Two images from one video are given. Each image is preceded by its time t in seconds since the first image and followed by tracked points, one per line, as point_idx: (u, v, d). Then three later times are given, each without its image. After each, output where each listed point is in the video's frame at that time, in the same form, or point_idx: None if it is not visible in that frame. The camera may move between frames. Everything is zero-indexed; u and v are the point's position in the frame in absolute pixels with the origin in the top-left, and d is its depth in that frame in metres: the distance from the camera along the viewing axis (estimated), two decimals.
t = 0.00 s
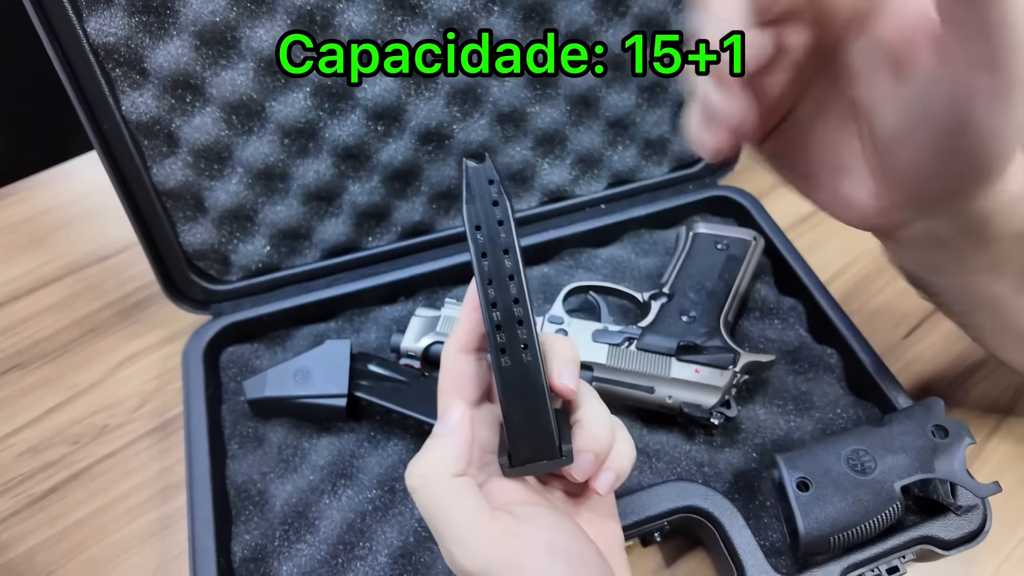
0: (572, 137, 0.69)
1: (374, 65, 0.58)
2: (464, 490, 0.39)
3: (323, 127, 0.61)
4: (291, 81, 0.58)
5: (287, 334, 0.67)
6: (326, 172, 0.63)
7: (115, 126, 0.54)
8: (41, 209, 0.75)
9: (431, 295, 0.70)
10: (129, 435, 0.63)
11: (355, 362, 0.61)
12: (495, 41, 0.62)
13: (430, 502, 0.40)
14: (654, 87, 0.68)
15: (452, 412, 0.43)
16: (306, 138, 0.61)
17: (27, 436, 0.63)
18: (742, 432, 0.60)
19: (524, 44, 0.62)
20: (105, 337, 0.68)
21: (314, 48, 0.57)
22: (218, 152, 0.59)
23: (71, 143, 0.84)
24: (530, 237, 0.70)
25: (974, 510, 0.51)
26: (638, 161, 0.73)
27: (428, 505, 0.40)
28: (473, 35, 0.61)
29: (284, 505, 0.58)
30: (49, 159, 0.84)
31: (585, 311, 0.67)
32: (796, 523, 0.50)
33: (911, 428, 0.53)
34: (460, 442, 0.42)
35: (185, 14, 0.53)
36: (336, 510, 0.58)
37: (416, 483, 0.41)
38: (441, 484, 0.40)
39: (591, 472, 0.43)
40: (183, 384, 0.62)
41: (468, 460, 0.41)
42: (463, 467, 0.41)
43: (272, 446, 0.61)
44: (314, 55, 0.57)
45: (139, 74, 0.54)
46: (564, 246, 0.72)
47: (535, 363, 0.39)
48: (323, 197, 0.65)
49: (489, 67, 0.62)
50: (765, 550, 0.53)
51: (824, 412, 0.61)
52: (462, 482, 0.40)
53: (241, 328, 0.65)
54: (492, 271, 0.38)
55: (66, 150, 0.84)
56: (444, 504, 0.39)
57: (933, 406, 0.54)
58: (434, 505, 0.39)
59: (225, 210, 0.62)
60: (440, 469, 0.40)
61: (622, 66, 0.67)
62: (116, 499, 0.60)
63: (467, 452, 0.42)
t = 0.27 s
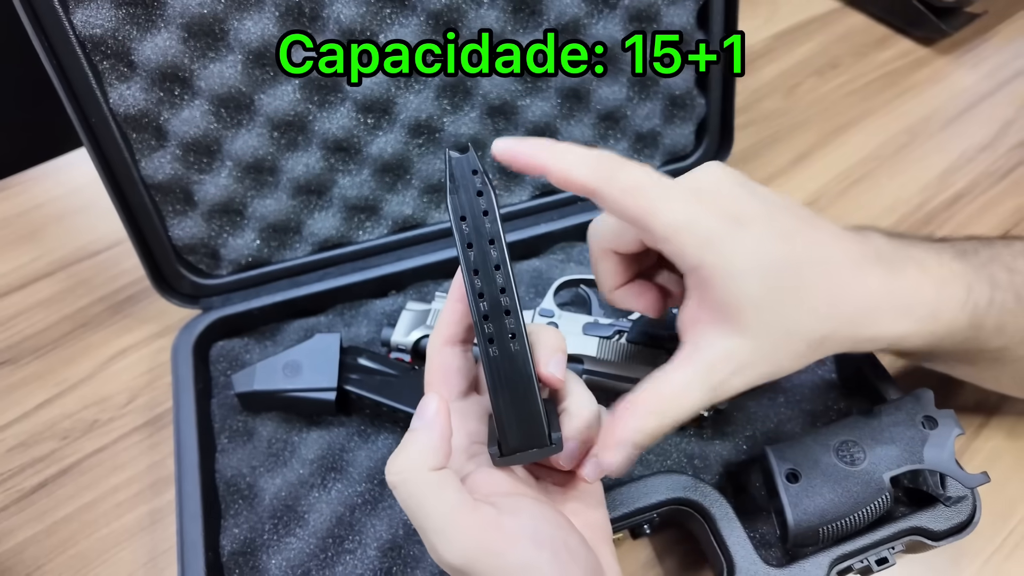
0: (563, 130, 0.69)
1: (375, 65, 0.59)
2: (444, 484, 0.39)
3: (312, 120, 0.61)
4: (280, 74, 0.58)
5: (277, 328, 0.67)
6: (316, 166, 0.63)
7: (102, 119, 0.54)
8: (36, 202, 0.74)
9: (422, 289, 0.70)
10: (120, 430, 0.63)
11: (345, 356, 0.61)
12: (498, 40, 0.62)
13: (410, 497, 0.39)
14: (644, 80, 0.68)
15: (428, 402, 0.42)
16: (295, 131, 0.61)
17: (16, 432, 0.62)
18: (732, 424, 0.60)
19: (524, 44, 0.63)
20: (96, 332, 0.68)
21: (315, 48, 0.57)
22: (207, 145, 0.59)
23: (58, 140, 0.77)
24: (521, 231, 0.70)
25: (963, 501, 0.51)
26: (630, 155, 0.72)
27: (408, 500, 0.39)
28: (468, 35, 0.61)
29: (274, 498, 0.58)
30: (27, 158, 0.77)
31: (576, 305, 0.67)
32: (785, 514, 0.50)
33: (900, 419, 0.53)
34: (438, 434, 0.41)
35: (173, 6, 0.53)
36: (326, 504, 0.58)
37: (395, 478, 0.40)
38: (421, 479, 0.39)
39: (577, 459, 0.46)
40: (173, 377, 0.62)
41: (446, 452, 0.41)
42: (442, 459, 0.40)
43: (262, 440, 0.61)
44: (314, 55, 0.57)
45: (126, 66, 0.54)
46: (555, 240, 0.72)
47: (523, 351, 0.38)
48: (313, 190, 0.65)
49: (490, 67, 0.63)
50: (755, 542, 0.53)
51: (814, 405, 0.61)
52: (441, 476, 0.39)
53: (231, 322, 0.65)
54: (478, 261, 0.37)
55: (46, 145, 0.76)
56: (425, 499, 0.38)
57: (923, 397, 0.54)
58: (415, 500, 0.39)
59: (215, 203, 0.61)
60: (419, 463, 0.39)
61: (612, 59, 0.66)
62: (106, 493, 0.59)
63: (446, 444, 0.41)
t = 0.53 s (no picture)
0: (561, 127, 0.69)
1: (375, 65, 0.59)
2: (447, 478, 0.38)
3: (308, 117, 0.60)
4: (275, 70, 0.57)
5: (272, 327, 0.67)
6: (311, 163, 0.63)
7: (96, 116, 0.53)
8: (34, 200, 0.73)
9: (419, 287, 0.70)
10: (116, 429, 0.62)
11: (341, 354, 0.61)
12: (496, 39, 0.62)
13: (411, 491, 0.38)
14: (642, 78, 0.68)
15: (430, 396, 0.42)
16: (291, 128, 0.61)
17: (11, 431, 0.62)
18: (731, 422, 0.60)
19: (524, 44, 0.63)
20: (92, 330, 0.67)
21: (315, 48, 0.57)
22: (202, 142, 0.59)
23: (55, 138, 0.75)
24: (518, 229, 0.70)
25: (963, 498, 0.51)
26: (627, 152, 0.72)
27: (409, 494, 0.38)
28: (466, 31, 0.60)
29: (271, 497, 0.58)
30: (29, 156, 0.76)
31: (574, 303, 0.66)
32: (784, 512, 0.50)
33: (899, 416, 0.53)
34: (441, 428, 0.40)
35: (166, 2, 0.52)
36: (322, 503, 0.58)
37: (397, 472, 0.39)
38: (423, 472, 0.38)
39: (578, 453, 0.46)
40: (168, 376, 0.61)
41: (448, 445, 0.40)
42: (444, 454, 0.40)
43: (259, 439, 0.61)
44: (314, 54, 0.57)
45: (120, 63, 0.53)
46: (553, 238, 0.72)
47: (519, 349, 0.38)
48: (309, 188, 0.64)
49: (489, 67, 0.62)
50: (754, 541, 0.52)
51: (813, 402, 0.61)
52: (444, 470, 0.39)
53: (227, 321, 0.64)
54: (474, 258, 0.37)
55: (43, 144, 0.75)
56: (427, 493, 0.38)
57: (922, 394, 0.54)
58: (416, 494, 0.38)
59: (210, 201, 0.61)
60: (420, 456, 0.39)
61: (609, 56, 0.66)
62: (102, 493, 0.59)
63: (448, 438, 0.41)
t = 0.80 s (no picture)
0: (559, 127, 0.69)
1: (374, 65, 0.59)
2: (446, 470, 0.39)
3: (307, 118, 0.61)
4: (274, 71, 0.58)
5: (272, 326, 0.67)
6: (310, 163, 0.63)
7: (96, 117, 0.53)
8: (32, 201, 0.73)
9: (418, 287, 0.70)
10: (116, 429, 0.63)
11: (341, 354, 0.61)
12: (496, 40, 0.62)
13: (411, 486, 0.39)
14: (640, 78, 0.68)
15: (431, 394, 0.42)
16: (290, 128, 0.61)
17: (11, 432, 0.62)
18: (729, 421, 0.60)
19: (524, 44, 0.63)
20: (92, 331, 0.68)
21: (314, 48, 0.57)
22: (201, 143, 0.59)
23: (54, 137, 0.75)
24: (518, 228, 0.70)
25: (960, 496, 0.51)
26: (626, 151, 0.72)
27: (410, 489, 0.39)
28: (464, 31, 0.60)
29: (271, 497, 0.58)
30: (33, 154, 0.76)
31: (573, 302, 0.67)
32: (782, 510, 0.50)
33: (896, 414, 0.53)
34: (441, 422, 0.41)
35: (166, 3, 0.52)
36: (322, 503, 0.58)
37: (398, 467, 0.40)
38: (423, 467, 0.39)
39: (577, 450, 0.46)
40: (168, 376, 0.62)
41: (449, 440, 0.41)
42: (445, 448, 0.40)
43: (259, 438, 0.61)
44: (314, 55, 0.57)
45: (120, 64, 0.53)
46: (552, 237, 0.72)
47: (519, 346, 0.39)
48: (309, 188, 0.64)
49: (489, 67, 0.62)
50: (751, 538, 0.53)
51: (811, 401, 0.61)
52: (443, 465, 0.39)
53: (225, 321, 0.64)
54: (473, 257, 0.37)
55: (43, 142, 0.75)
56: (426, 487, 0.38)
57: (918, 392, 0.54)
58: (416, 488, 0.39)
59: (209, 202, 0.61)
60: (420, 451, 0.39)
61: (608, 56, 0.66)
62: (103, 493, 0.59)
63: (448, 434, 0.41)
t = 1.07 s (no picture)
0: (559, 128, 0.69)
1: (375, 65, 0.59)
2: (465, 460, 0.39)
3: (308, 119, 0.61)
4: (276, 72, 0.58)
5: (273, 328, 0.67)
6: (312, 164, 0.63)
7: (97, 119, 0.53)
8: (31, 203, 0.73)
9: (419, 288, 0.70)
10: (118, 431, 0.63)
11: (343, 355, 0.61)
12: (496, 40, 0.62)
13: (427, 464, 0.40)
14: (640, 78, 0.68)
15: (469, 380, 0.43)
16: (291, 130, 0.61)
17: (13, 433, 0.62)
18: (731, 421, 0.60)
19: (524, 44, 0.63)
20: (94, 332, 0.68)
21: (315, 48, 0.57)
22: (203, 144, 0.59)
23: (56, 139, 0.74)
24: (519, 229, 0.70)
25: (961, 496, 0.51)
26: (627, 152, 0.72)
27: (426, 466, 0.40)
28: (465, 32, 0.61)
29: (273, 498, 0.58)
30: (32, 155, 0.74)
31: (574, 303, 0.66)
32: (784, 510, 0.50)
33: (898, 414, 0.53)
34: (473, 415, 0.41)
35: (167, 5, 0.52)
36: (325, 503, 0.58)
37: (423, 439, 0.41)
38: (441, 450, 0.40)
39: (577, 444, 0.45)
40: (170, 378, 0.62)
41: (478, 433, 0.41)
42: (470, 441, 0.41)
43: (261, 440, 0.61)
44: (314, 55, 0.57)
45: (121, 66, 0.53)
46: (553, 238, 0.72)
47: (517, 341, 0.39)
48: (310, 189, 0.64)
49: (489, 67, 0.63)
50: (753, 538, 0.53)
51: (812, 401, 0.61)
52: (464, 453, 0.40)
53: (227, 322, 0.64)
54: (464, 252, 0.38)
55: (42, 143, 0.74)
56: (437, 470, 0.39)
57: (919, 393, 0.54)
58: (429, 469, 0.40)
59: (211, 203, 0.61)
60: (444, 435, 0.40)
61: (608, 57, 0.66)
62: (105, 494, 0.59)
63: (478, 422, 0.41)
